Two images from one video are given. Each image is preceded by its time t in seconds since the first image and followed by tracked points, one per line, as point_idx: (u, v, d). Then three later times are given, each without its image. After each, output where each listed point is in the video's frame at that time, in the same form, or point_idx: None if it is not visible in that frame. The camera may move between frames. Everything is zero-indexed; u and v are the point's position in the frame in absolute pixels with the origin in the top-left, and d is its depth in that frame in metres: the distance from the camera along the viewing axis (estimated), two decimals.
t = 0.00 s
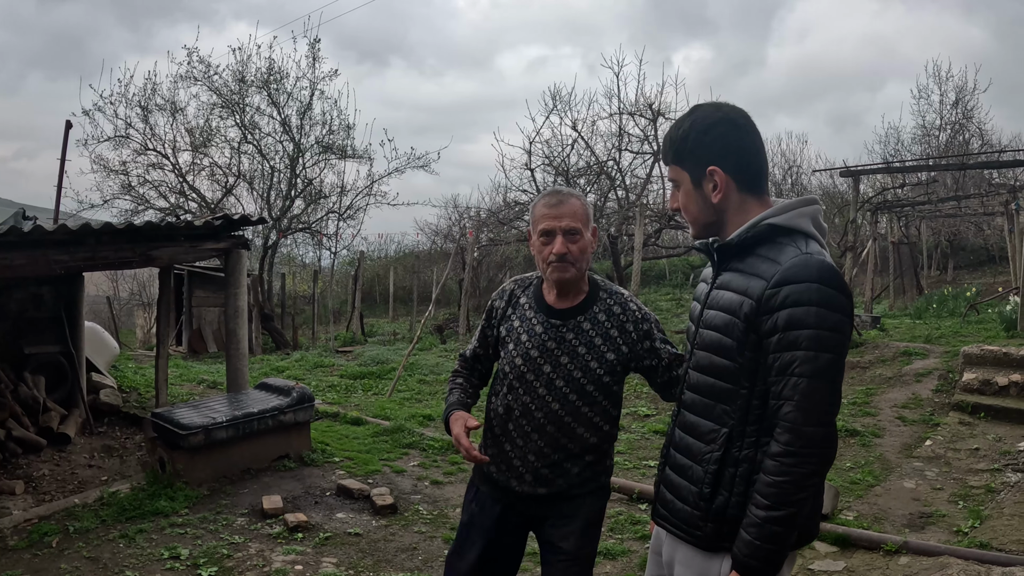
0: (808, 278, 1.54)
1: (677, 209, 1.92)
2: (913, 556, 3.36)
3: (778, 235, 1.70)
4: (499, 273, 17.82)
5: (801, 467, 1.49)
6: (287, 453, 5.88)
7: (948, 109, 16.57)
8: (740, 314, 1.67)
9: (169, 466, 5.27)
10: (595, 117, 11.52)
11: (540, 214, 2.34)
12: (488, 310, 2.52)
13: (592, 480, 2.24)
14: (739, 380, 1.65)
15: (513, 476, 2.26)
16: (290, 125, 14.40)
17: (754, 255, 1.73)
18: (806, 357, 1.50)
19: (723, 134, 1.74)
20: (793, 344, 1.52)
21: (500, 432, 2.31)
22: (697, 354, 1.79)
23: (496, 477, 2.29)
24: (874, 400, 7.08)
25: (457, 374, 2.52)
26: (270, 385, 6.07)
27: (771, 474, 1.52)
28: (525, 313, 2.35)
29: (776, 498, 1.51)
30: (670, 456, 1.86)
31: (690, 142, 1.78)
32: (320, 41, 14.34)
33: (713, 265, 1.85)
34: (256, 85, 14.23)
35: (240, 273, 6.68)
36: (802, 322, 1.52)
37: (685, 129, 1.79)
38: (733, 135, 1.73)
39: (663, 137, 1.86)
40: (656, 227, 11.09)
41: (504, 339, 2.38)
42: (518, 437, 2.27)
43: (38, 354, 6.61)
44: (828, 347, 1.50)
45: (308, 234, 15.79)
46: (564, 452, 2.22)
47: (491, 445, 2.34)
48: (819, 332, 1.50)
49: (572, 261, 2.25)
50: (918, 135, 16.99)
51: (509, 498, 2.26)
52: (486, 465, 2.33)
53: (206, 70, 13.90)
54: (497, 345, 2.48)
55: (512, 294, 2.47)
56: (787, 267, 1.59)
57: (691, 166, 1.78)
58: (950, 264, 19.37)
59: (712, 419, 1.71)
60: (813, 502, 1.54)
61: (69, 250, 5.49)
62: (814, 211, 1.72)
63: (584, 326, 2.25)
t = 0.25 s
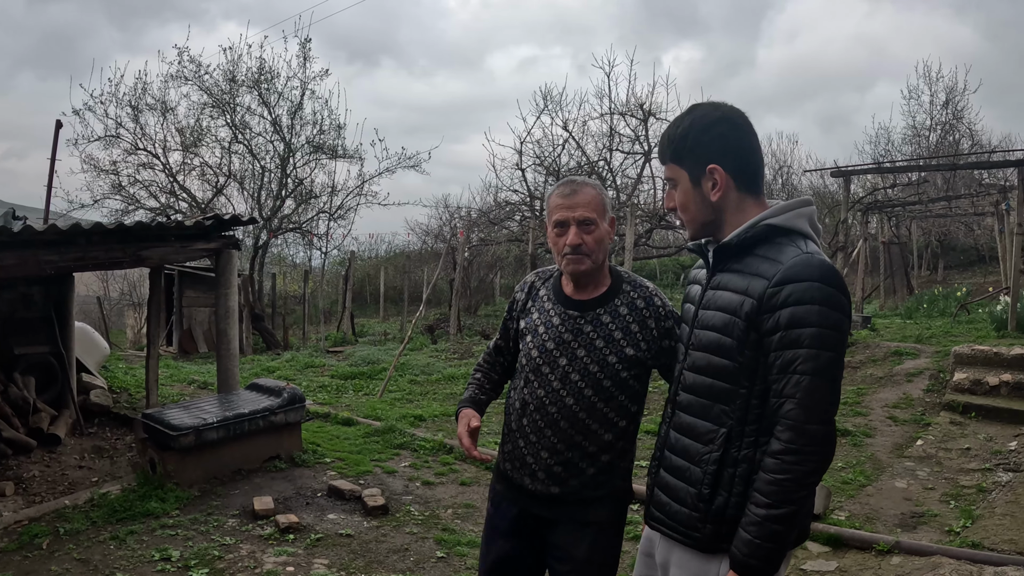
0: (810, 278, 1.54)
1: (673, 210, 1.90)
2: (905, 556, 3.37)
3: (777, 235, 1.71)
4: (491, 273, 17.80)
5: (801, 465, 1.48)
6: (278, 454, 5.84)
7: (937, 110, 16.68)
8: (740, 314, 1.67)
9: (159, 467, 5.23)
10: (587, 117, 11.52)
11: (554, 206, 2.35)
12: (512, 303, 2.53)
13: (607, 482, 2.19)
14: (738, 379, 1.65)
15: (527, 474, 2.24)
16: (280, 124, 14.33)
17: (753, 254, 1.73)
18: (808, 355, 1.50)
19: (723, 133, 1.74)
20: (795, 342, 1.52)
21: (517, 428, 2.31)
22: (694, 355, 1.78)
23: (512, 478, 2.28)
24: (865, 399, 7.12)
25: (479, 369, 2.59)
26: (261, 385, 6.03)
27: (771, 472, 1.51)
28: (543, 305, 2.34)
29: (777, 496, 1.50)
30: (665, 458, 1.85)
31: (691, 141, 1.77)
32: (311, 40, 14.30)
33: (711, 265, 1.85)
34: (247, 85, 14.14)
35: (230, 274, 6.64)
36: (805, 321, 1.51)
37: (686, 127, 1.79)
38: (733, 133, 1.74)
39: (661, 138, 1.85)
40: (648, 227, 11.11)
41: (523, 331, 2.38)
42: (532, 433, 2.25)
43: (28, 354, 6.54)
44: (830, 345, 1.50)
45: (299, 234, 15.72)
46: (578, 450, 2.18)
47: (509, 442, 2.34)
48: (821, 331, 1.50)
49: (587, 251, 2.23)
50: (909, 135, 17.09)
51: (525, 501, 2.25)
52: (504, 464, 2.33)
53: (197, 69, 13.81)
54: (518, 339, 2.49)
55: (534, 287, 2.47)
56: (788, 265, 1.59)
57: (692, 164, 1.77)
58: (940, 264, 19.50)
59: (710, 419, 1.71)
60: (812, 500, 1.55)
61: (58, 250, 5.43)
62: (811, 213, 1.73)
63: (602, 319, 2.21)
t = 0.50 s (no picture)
0: (821, 269, 1.60)
1: (674, 211, 1.94)
2: (900, 556, 3.38)
3: (779, 234, 1.77)
4: (485, 273, 17.77)
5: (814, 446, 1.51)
6: (272, 454, 5.81)
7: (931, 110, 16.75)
8: (750, 307, 1.70)
9: (153, 468, 5.20)
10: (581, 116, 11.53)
11: (556, 203, 2.33)
12: (515, 303, 2.54)
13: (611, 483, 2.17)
14: (748, 369, 1.67)
15: (530, 477, 2.24)
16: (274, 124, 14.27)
17: (756, 252, 1.78)
18: (821, 341, 1.54)
19: (732, 136, 1.84)
20: (808, 329, 1.56)
21: (521, 429, 2.31)
22: (698, 350, 1.80)
23: (517, 481, 2.28)
24: (860, 399, 7.14)
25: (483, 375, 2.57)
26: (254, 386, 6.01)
27: (784, 452, 1.53)
28: (545, 303, 2.36)
29: (790, 476, 1.52)
30: (666, 456, 1.85)
31: (704, 140, 1.84)
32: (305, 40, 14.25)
33: (710, 265, 1.88)
34: (241, 84, 14.09)
35: (224, 274, 6.60)
36: (817, 309, 1.56)
37: (697, 128, 1.85)
38: (742, 137, 1.84)
39: (668, 139, 1.91)
40: (642, 227, 11.11)
41: (526, 331, 2.39)
42: (535, 433, 2.25)
43: (21, 354, 6.50)
44: (840, 333, 1.55)
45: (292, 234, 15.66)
46: (582, 449, 2.17)
47: (514, 444, 2.35)
48: (832, 319, 1.55)
49: (590, 249, 2.22)
50: (903, 135, 17.14)
51: (529, 504, 2.24)
52: (509, 468, 2.34)
53: (190, 69, 13.75)
54: (521, 339, 2.50)
55: (537, 286, 2.49)
56: (799, 259, 1.64)
57: (705, 163, 1.83)
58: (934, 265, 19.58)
59: (718, 412, 1.72)
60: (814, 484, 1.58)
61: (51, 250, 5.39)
62: (805, 216, 1.84)
63: (604, 314, 2.21)
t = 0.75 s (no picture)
0: (812, 262, 1.68)
1: (673, 209, 1.94)
2: (894, 556, 3.38)
3: (771, 232, 1.84)
4: (480, 273, 17.76)
5: (778, 407, 1.58)
6: (266, 454, 5.78)
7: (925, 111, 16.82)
8: (749, 296, 1.75)
9: (146, 468, 5.17)
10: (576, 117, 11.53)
11: (547, 201, 2.31)
12: (508, 307, 2.54)
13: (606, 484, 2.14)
14: (741, 352, 1.73)
15: (524, 479, 2.22)
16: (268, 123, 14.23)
17: (748, 249, 1.83)
18: (806, 322, 1.62)
19: (733, 138, 1.88)
20: (796, 313, 1.64)
21: (515, 431, 2.30)
22: (696, 338, 1.84)
23: (511, 483, 2.26)
24: (854, 399, 7.17)
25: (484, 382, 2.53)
26: (248, 386, 5.98)
27: (749, 405, 1.61)
28: (537, 303, 2.36)
29: (744, 423, 1.60)
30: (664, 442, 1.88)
31: (711, 139, 1.86)
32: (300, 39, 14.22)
33: (705, 262, 1.91)
34: (236, 84, 14.03)
35: (218, 274, 6.58)
36: (806, 297, 1.64)
37: (699, 127, 1.87)
38: (740, 137, 1.90)
39: (673, 136, 1.91)
40: (636, 227, 11.13)
41: (518, 333, 2.40)
42: (529, 434, 2.24)
43: (14, 354, 6.46)
44: (824, 322, 1.63)
45: (287, 234, 15.61)
46: (575, 449, 2.15)
47: (507, 447, 2.33)
48: (820, 305, 1.63)
49: (584, 248, 2.21)
50: (898, 136, 17.20)
51: (522, 507, 2.22)
52: (503, 471, 2.32)
53: (185, 69, 13.70)
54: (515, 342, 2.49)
55: (528, 289, 2.49)
56: (794, 251, 1.72)
57: (711, 160, 1.86)
58: (929, 265, 19.65)
59: (716, 396, 1.77)
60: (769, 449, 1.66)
61: (43, 250, 5.35)
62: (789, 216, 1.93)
63: (594, 312, 2.20)
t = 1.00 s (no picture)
0: (802, 255, 1.72)
1: (690, 204, 1.94)
2: (890, 557, 3.38)
3: (765, 232, 1.86)
4: (476, 272, 17.73)
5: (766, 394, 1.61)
6: (260, 454, 5.75)
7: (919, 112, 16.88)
8: (745, 291, 1.76)
9: (139, 469, 5.13)
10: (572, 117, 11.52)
11: (551, 192, 2.28)
12: (485, 312, 2.47)
13: (604, 480, 2.14)
14: (738, 345, 1.74)
15: (521, 481, 2.16)
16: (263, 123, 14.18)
17: (744, 247, 1.85)
18: (795, 312, 1.65)
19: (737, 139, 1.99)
20: (786, 304, 1.67)
21: (508, 433, 2.24)
22: (693, 333, 1.84)
23: (507, 486, 2.20)
24: (849, 400, 7.19)
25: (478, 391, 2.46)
26: (241, 386, 5.95)
27: (740, 395, 1.64)
28: (524, 303, 2.30)
29: (735, 412, 1.64)
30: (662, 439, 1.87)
31: (725, 135, 1.94)
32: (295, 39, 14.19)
33: (699, 263, 1.92)
34: (230, 84, 13.97)
35: (212, 274, 6.55)
36: (798, 289, 1.67)
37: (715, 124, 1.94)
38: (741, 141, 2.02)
39: (688, 131, 1.94)
40: (631, 227, 11.13)
41: (503, 334, 2.33)
42: (525, 434, 2.18)
43: (7, 354, 6.42)
44: (815, 314, 1.66)
45: (282, 234, 15.56)
46: (575, 446, 2.13)
47: (500, 450, 2.26)
48: (809, 297, 1.66)
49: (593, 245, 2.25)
50: (892, 137, 17.26)
51: (520, 509, 2.16)
52: (496, 474, 2.25)
53: (179, 68, 13.64)
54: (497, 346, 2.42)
55: (508, 291, 2.42)
56: (788, 247, 1.75)
57: (728, 154, 1.93)
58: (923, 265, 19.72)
59: (714, 390, 1.77)
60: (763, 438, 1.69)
61: (36, 250, 5.31)
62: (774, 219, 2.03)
63: (587, 308, 2.20)
